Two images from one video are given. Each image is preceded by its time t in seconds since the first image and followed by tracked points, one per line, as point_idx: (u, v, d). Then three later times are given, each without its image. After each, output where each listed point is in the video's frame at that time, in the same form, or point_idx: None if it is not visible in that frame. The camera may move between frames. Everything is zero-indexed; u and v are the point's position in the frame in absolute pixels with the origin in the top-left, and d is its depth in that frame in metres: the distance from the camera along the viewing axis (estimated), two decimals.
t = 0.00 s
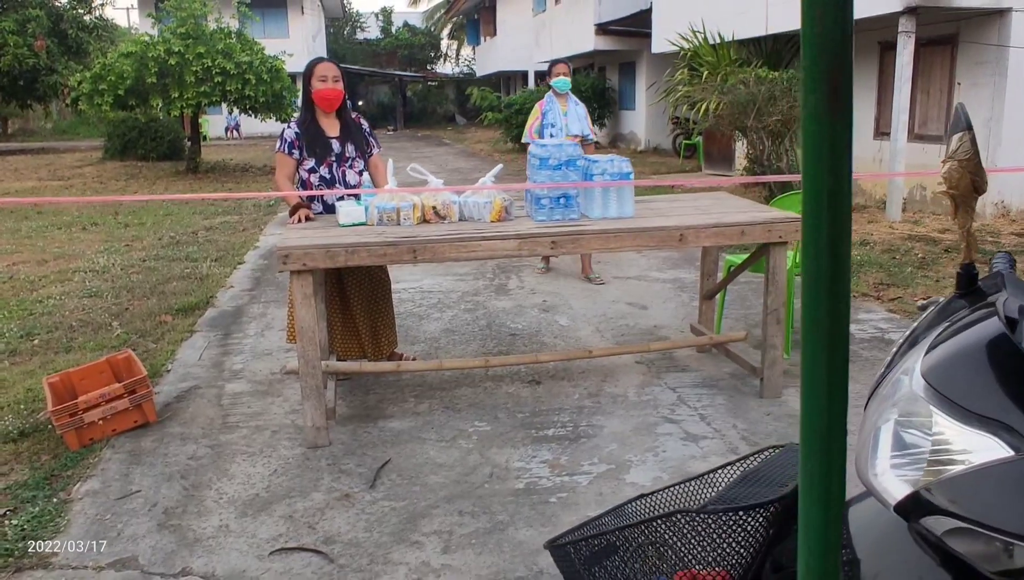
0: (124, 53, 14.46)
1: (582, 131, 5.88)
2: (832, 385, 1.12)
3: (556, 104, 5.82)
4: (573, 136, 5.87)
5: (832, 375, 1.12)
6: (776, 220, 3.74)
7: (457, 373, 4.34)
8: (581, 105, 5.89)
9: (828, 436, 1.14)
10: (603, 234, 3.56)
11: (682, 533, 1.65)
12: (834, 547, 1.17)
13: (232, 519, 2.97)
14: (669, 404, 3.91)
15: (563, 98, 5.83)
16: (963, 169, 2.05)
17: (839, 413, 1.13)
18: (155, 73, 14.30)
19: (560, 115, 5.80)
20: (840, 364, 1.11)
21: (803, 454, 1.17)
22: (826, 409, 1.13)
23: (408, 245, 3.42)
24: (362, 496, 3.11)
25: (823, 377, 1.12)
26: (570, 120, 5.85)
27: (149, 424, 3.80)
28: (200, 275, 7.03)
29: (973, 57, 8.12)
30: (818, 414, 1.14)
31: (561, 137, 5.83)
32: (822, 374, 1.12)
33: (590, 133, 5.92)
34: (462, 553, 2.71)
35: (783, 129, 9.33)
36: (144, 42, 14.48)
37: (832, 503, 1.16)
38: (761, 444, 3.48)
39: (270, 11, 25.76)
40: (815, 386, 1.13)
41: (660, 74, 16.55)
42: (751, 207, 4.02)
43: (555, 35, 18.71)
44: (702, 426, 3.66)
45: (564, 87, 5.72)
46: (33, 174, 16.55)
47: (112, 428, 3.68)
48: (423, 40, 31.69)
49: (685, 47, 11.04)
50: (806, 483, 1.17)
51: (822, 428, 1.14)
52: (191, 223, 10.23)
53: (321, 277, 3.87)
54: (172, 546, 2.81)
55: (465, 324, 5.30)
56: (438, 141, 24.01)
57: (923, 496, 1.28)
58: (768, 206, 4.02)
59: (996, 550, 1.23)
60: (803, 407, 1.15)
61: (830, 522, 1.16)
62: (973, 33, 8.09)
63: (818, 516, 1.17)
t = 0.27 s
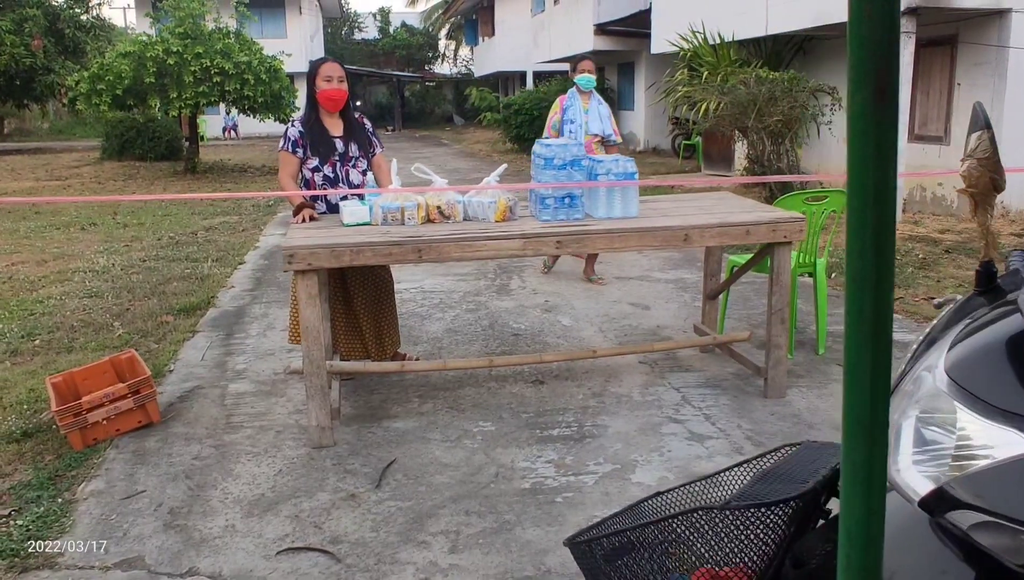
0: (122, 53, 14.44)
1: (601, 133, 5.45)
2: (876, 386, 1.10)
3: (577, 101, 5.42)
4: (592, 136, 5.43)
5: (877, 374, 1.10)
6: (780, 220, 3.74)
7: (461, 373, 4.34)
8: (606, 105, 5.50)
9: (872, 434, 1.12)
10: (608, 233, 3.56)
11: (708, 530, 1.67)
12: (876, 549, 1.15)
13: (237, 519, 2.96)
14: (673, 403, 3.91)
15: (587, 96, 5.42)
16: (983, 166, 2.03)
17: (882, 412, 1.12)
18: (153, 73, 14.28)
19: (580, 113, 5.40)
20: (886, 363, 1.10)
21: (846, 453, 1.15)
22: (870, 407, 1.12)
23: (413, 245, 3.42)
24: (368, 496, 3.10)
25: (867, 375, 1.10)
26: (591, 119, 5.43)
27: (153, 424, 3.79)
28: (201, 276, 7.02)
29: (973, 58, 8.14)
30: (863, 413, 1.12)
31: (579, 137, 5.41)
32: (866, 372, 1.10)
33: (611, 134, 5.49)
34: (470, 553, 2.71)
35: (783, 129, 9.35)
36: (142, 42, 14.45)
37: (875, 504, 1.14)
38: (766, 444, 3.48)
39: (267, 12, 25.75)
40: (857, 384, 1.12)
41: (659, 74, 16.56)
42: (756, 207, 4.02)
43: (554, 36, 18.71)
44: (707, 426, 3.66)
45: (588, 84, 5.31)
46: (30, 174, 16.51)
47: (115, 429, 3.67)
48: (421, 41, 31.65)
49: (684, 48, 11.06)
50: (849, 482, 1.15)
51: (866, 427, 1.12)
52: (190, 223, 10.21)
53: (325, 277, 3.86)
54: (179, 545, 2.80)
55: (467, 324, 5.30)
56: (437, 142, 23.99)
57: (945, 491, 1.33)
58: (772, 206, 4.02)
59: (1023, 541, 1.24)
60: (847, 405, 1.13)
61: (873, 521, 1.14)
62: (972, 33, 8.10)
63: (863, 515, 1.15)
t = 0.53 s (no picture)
0: (121, 53, 14.43)
1: (611, 135, 5.44)
2: (891, 388, 1.19)
3: (586, 103, 5.42)
4: (601, 139, 5.43)
5: (891, 377, 1.18)
6: (781, 221, 3.75)
7: (462, 374, 4.35)
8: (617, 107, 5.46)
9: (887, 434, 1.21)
10: (611, 235, 3.58)
11: (716, 530, 1.69)
12: (891, 539, 1.23)
13: (241, 519, 2.97)
14: (675, 404, 3.93)
15: (597, 99, 5.42)
16: (988, 171, 2.12)
17: (896, 413, 1.20)
18: (152, 72, 14.27)
19: (589, 115, 5.40)
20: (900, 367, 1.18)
21: (862, 452, 1.23)
22: (884, 408, 1.20)
23: (416, 246, 3.43)
24: (372, 496, 3.11)
25: (882, 378, 1.19)
26: (600, 121, 5.42)
27: (156, 423, 3.80)
28: (201, 276, 7.02)
29: (971, 60, 8.17)
30: (877, 413, 1.21)
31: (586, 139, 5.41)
32: (881, 375, 1.19)
33: (622, 137, 5.47)
34: (473, 553, 2.72)
35: (782, 130, 9.37)
36: (141, 41, 14.45)
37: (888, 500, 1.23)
38: (768, 445, 3.49)
39: (266, 11, 25.74)
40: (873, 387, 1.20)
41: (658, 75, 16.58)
42: (757, 208, 4.03)
43: (553, 36, 18.71)
44: (708, 427, 3.68)
45: (598, 86, 5.31)
46: (28, 173, 16.48)
47: (118, 428, 3.68)
48: (419, 41, 31.64)
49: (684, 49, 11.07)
50: (864, 478, 1.24)
51: (880, 426, 1.21)
52: (190, 223, 10.21)
53: (328, 277, 3.87)
54: (183, 545, 2.81)
55: (468, 325, 5.31)
56: (435, 142, 23.98)
57: (951, 491, 1.35)
58: (773, 208, 4.03)
59: None
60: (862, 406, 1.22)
61: (886, 515, 1.23)
62: (971, 35, 8.13)
63: (875, 510, 1.23)
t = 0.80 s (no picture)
0: (119, 53, 14.39)
1: (613, 134, 5.42)
2: (919, 387, 1.16)
3: (586, 105, 5.40)
4: (603, 139, 5.41)
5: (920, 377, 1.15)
6: (784, 221, 3.74)
7: (463, 375, 4.33)
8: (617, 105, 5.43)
9: (916, 436, 1.18)
10: (613, 234, 3.56)
11: (727, 533, 1.66)
12: (920, 542, 1.20)
13: (241, 521, 2.95)
14: (676, 405, 3.91)
15: (596, 99, 5.41)
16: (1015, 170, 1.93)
17: (926, 414, 1.17)
18: (151, 73, 14.23)
19: (590, 116, 5.37)
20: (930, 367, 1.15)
21: (890, 451, 1.21)
22: (914, 409, 1.17)
23: (417, 246, 3.41)
24: (372, 498, 3.09)
25: (912, 379, 1.16)
26: (601, 122, 5.40)
27: (155, 425, 3.78)
28: (200, 277, 7.00)
29: (971, 59, 8.16)
30: (905, 413, 1.18)
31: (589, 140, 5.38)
32: (910, 376, 1.16)
33: (624, 136, 5.45)
34: (475, 555, 2.70)
35: (782, 129, 9.36)
36: (139, 42, 14.41)
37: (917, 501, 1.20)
38: (770, 446, 3.47)
39: (265, 12, 25.70)
40: (902, 387, 1.17)
41: (656, 75, 16.56)
42: (759, 208, 4.01)
43: (551, 36, 18.69)
44: (710, 427, 3.66)
45: (594, 86, 5.30)
46: (26, 174, 16.45)
47: (117, 430, 3.66)
48: (417, 41, 31.61)
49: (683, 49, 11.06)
50: (891, 479, 1.21)
51: (909, 428, 1.18)
52: (188, 223, 10.18)
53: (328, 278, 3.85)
54: (182, 548, 2.79)
55: (469, 325, 5.29)
56: (434, 142, 23.95)
57: (968, 492, 1.34)
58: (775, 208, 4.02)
59: None
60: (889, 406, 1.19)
61: (916, 518, 1.20)
62: (971, 35, 8.13)
63: (903, 512, 1.20)
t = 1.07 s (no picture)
0: (121, 55, 14.36)
1: (614, 133, 5.36)
2: (949, 411, 0.95)
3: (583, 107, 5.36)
4: (604, 139, 5.34)
5: (951, 400, 0.94)
6: (788, 225, 3.68)
7: (461, 379, 4.27)
8: (615, 103, 5.36)
9: (946, 471, 0.97)
10: (614, 237, 3.50)
11: (729, 552, 1.53)
12: None
13: (233, 528, 2.89)
14: (678, 411, 3.85)
15: (593, 100, 5.36)
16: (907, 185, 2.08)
17: (956, 444, 0.96)
18: (153, 75, 14.20)
19: (588, 117, 5.31)
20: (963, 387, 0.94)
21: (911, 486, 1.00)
22: (942, 438, 0.96)
23: (415, 248, 3.35)
24: (367, 505, 3.03)
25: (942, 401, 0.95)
26: (600, 122, 5.34)
27: (148, 429, 3.72)
28: (198, 279, 6.95)
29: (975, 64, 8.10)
30: (932, 444, 0.97)
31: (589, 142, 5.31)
32: (937, 396, 0.95)
33: (624, 134, 5.39)
34: (471, 565, 2.64)
35: (785, 133, 9.29)
36: (141, 44, 14.38)
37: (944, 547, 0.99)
38: (774, 453, 3.41)
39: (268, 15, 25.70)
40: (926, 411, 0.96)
41: (659, 78, 16.51)
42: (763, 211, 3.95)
43: (554, 40, 18.66)
44: (712, 434, 3.59)
45: (589, 86, 5.26)
46: (28, 175, 16.42)
47: (109, 434, 3.60)
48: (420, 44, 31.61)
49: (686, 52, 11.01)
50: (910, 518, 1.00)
51: (935, 459, 0.97)
52: (188, 225, 10.14)
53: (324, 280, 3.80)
54: (172, 555, 2.73)
55: (468, 329, 5.23)
56: (436, 145, 23.91)
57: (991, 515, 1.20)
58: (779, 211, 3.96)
59: None
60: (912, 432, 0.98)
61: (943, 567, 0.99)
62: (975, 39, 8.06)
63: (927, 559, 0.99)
